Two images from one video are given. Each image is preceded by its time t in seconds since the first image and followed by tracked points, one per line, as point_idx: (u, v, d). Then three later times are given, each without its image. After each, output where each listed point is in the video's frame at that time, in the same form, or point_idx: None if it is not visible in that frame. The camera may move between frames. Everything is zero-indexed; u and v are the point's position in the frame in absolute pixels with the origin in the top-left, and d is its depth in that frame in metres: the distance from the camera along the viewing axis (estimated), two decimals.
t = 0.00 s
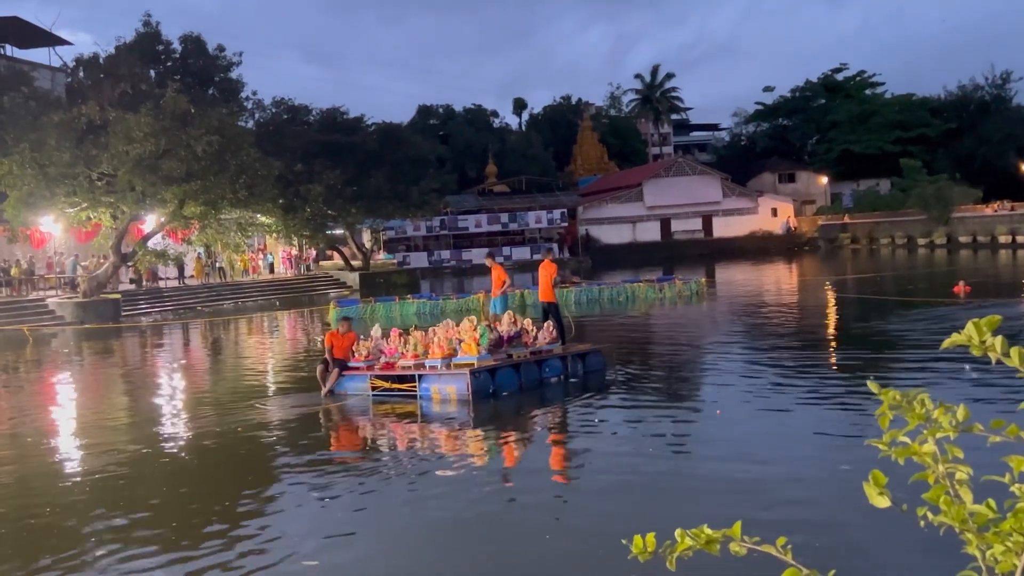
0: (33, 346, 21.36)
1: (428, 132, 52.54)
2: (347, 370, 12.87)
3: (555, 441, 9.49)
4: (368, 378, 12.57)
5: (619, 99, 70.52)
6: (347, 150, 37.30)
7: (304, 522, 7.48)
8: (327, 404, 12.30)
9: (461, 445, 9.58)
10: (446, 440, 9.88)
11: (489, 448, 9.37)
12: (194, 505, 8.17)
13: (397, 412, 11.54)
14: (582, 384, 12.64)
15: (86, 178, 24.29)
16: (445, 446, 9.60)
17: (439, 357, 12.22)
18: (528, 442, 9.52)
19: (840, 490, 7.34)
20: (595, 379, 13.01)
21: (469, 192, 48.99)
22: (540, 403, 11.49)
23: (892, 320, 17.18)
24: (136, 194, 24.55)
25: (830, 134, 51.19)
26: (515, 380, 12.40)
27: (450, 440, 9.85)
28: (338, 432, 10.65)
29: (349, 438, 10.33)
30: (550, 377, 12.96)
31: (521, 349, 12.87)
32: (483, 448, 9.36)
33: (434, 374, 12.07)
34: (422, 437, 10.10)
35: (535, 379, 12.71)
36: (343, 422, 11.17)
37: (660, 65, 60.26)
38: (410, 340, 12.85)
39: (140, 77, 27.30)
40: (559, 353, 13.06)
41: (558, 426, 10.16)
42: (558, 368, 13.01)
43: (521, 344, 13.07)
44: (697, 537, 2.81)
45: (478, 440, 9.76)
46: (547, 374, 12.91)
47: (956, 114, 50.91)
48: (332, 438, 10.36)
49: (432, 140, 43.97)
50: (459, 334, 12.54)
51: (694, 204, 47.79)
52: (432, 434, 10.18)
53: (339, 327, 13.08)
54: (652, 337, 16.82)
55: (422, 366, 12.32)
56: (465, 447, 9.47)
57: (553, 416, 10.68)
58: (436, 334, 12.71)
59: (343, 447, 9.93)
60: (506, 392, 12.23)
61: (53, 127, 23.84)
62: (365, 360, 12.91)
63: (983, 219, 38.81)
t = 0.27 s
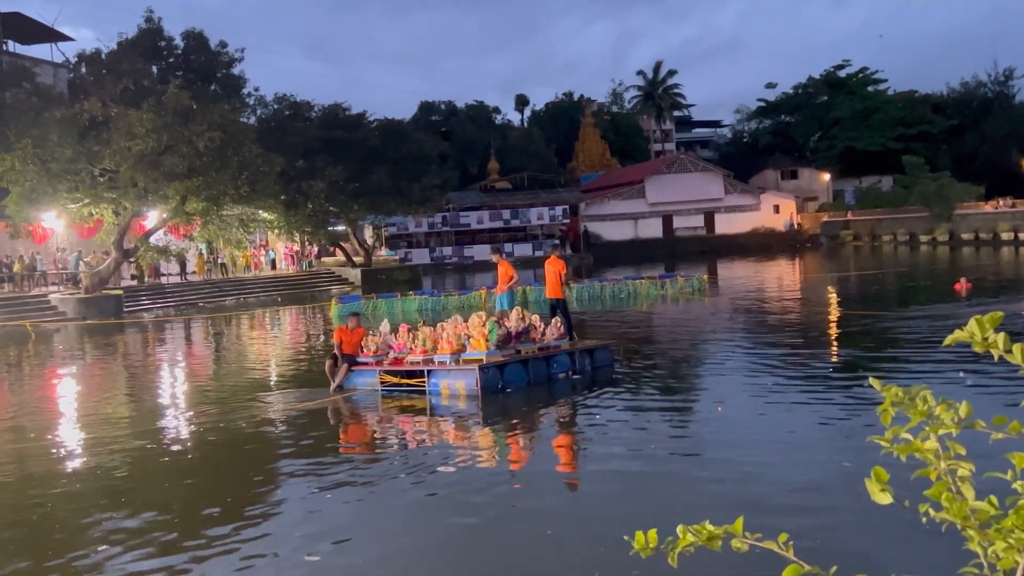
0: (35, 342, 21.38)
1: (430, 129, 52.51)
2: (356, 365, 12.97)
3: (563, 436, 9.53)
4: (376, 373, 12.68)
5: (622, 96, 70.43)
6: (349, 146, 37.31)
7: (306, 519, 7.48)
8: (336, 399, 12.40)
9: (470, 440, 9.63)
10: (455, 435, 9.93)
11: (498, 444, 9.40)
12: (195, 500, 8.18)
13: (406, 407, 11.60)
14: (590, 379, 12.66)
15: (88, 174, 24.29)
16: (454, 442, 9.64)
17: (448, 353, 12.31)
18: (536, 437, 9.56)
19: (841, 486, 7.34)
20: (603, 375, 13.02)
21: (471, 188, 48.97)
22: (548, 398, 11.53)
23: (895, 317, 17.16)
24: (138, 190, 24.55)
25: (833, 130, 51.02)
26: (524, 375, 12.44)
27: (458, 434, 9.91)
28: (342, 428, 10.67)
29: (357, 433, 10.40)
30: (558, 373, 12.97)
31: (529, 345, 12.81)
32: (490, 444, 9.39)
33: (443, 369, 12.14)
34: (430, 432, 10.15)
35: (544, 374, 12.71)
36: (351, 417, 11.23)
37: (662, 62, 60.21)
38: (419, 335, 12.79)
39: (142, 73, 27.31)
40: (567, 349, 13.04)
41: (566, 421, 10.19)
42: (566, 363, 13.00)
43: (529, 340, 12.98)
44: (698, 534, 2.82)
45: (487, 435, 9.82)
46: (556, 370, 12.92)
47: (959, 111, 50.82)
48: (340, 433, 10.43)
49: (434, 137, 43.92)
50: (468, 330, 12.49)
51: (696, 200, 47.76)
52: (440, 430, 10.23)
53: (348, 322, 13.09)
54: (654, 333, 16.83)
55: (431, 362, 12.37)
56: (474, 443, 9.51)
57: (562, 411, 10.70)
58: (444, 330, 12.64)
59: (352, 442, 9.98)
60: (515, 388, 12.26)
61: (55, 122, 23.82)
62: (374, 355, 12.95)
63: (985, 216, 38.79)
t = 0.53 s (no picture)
0: (39, 340, 21.43)
1: (433, 127, 52.52)
2: (366, 362, 13.06)
3: (570, 433, 9.57)
4: (386, 370, 12.77)
5: (625, 94, 70.40)
6: (352, 144, 37.34)
7: (309, 517, 7.49)
8: (346, 395, 12.51)
9: (479, 437, 9.67)
10: (465, 432, 9.97)
11: (506, 441, 9.42)
12: (199, 498, 8.20)
13: (416, 404, 11.64)
14: (598, 377, 12.67)
15: (91, 172, 24.32)
16: (464, 438, 9.67)
17: (458, 350, 12.40)
18: (545, 435, 9.56)
19: (843, 485, 7.34)
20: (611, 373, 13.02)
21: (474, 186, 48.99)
22: (557, 396, 11.53)
23: (898, 315, 17.16)
24: (141, 187, 24.59)
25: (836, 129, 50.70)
26: (533, 373, 12.45)
27: (468, 432, 9.95)
28: (346, 425, 10.70)
29: (367, 430, 10.45)
30: (567, 370, 12.98)
31: (539, 343, 12.86)
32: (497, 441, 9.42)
33: (454, 367, 12.23)
34: (438, 429, 10.18)
35: (552, 371, 12.74)
36: (361, 414, 11.28)
37: (665, 60, 60.20)
38: (429, 332, 12.88)
39: (146, 71, 27.35)
40: (575, 347, 13.08)
41: (574, 418, 10.21)
42: (575, 360, 13.01)
43: (538, 337, 13.06)
44: (700, 532, 2.82)
45: (496, 431, 9.86)
46: (564, 368, 12.93)
47: (962, 110, 50.72)
48: (351, 429, 10.50)
49: (437, 135, 43.94)
50: (477, 327, 12.57)
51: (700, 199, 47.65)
52: (449, 427, 10.26)
53: (358, 320, 13.16)
54: (657, 332, 16.85)
55: (440, 359, 12.49)
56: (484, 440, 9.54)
57: (569, 408, 10.72)
58: (454, 327, 12.71)
59: (363, 438, 10.04)
60: (524, 386, 12.28)
61: (58, 120, 23.87)
62: (384, 353, 13.02)
63: (989, 214, 38.76)
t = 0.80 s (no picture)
0: (45, 339, 21.47)
1: (438, 126, 52.52)
2: (378, 360, 13.10)
3: (583, 431, 9.60)
4: (398, 368, 12.79)
5: (630, 92, 70.32)
6: (357, 143, 37.36)
7: (315, 516, 7.48)
8: (358, 393, 12.54)
9: (492, 434, 9.72)
10: (478, 430, 9.99)
11: (518, 439, 9.43)
12: (205, 497, 8.20)
13: (428, 401, 11.71)
14: (610, 375, 12.68)
15: (97, 172, 24.35)
16: (478, 436, 9.70)
17: (470, 348, 12.42)
18: (557, 433, 9.57)
19: (849, 484, 7.32)
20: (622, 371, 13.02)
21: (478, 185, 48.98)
22: (569, 394, 11.54)
23: (904, 314, 17.12)
24: (147, 187, 24.61)
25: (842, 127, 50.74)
26: (545, 370, 12.47)
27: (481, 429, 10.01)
28: (353, 425, 10.68)
29: (380, 427, 10.50)
30: (579, 368, 13.00)
31: (551, 341, 12.81)
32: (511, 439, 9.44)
33: (466, 364, 12.22)
34: (449, 427, 10.19)
35: (564, 370, 12.74)
36: (374, 411, 11.33)
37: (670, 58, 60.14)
38: (440, 330, 12.82)
39: (151, 70, 27.45)
40: (587, 344, 13.09)
41: (586, 417, 10.21)
42: (586, 359, 13.03)
43: (550, 335, 12.97)
44: (705, 531, 2.80)
45: (509, 429, 9.90)
46: (576, 366, 12.94)
47: (968, 108, 50.61)
48: (364, 427, 10.56)
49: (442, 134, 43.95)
50: (489, 325, 12.49)
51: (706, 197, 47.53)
52: (462, 425, 10.28)
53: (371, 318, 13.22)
54: (662, 330, 16.83)
55: (453, 357, 12.51)
56: (497, 437, 9.57)
57: (581, 407, 10.73)
58: (465, 325, 12.64)
59: (376, 436, 10.05)
60: (536, 383, 12.31)
61: (64, 120, 23.93)
62: (396, 351, 13.06)
63: (994, 213, 38.66)
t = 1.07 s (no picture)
0: (56, 340, 21.54)
1: (446, 126, 52.56)
2: (394, 360, 13.15)
3: (597, 431, 9.59)
4: (414, 367, 12.83)
5: (638, 92, 70.25)
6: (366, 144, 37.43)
7: (325, 516, 7.49)
8: (375, 392, 12.58)
9: (507, 433, 9.75)
10: (493, 429, 9.99)
11: (532, 439, 9.42)
12: (216, 497, 8.22)
13: (445, 401, 11.75)
14: (624, 374, 12.64)
15: (107, 173, 24.43)
16: (494, 435, 9.70)
17: (485, 347, 12.44)
18: (571, 433, 9.55)
19: (858, 483, 7.30)
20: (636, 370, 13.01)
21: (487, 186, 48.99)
22: (585, 393, 11.55)
23: (913, 313, 17.06)
24: (157, 188, 24.67)
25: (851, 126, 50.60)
26: (560, 369, 12.46)
27: (496, 428, 10.03)
28: (364, 425, 10.68)
29: (396, 426, 10.54)
30: (593, 368, 13.00)
31: (565, 340, 12.90)
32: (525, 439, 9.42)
33: (481, 364, 12.23)
34: (463, 426, 10.20)
35: (579, 368, 12.74)
36: (390, 411, 11.36)
37: (678, 58, 60.08)
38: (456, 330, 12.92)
39: (160, 72, 27.57)
40: (601, 344, 13.11)
41: (601, 417, 10.17)
42: (601, 358, 13.06)
43: (564, 334, 13.05)
44: (715, 531, 2.80)
45: (524, 428, 9.88)
46: (591, 365, 12.94)
47: (978, 106, 50.39)
48: (380, 426, 10.60)
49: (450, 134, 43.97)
50: (504, 324, 12.59)
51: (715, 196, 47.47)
52: (477, 425, 10.28)
53: (386, 318, 13.33)
54: (671, 330, 16.81)
55: (468, 356, 12.53)
56: (512, 436, 9.58)
57: (596, 407, 10.70)
58: (481, 324, 12.74)
59: (389, 434, 10.14)
60: (552, 382, 12.31)
61: (75, 122, 24.04)
62: (411, 350, 13.14)
63: (1004, 212, 38.49)
